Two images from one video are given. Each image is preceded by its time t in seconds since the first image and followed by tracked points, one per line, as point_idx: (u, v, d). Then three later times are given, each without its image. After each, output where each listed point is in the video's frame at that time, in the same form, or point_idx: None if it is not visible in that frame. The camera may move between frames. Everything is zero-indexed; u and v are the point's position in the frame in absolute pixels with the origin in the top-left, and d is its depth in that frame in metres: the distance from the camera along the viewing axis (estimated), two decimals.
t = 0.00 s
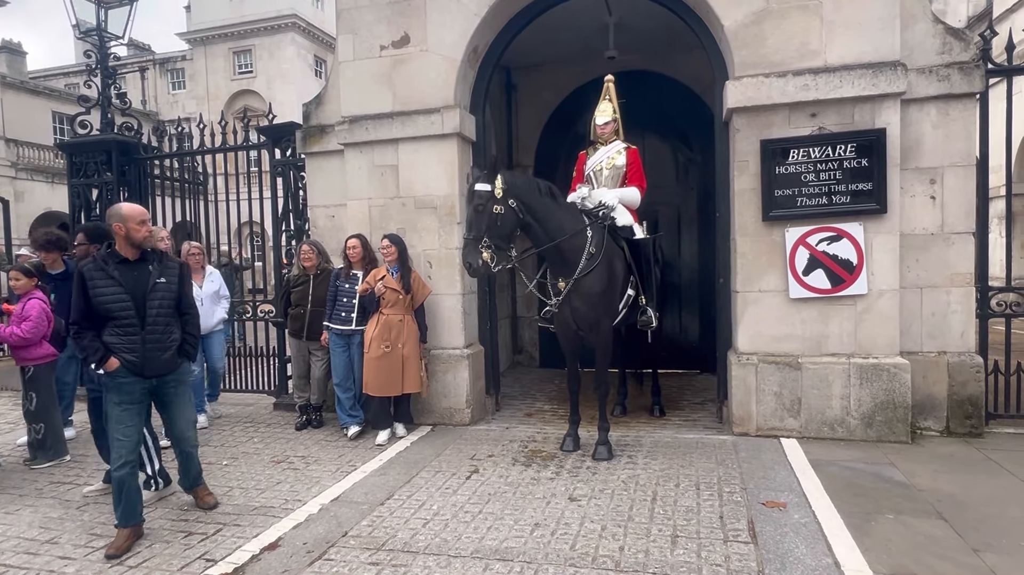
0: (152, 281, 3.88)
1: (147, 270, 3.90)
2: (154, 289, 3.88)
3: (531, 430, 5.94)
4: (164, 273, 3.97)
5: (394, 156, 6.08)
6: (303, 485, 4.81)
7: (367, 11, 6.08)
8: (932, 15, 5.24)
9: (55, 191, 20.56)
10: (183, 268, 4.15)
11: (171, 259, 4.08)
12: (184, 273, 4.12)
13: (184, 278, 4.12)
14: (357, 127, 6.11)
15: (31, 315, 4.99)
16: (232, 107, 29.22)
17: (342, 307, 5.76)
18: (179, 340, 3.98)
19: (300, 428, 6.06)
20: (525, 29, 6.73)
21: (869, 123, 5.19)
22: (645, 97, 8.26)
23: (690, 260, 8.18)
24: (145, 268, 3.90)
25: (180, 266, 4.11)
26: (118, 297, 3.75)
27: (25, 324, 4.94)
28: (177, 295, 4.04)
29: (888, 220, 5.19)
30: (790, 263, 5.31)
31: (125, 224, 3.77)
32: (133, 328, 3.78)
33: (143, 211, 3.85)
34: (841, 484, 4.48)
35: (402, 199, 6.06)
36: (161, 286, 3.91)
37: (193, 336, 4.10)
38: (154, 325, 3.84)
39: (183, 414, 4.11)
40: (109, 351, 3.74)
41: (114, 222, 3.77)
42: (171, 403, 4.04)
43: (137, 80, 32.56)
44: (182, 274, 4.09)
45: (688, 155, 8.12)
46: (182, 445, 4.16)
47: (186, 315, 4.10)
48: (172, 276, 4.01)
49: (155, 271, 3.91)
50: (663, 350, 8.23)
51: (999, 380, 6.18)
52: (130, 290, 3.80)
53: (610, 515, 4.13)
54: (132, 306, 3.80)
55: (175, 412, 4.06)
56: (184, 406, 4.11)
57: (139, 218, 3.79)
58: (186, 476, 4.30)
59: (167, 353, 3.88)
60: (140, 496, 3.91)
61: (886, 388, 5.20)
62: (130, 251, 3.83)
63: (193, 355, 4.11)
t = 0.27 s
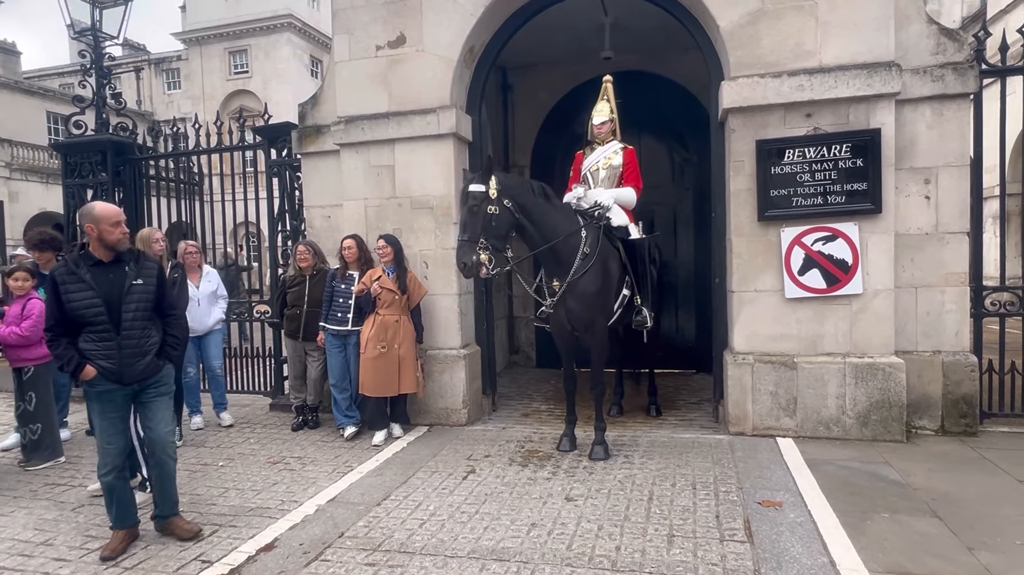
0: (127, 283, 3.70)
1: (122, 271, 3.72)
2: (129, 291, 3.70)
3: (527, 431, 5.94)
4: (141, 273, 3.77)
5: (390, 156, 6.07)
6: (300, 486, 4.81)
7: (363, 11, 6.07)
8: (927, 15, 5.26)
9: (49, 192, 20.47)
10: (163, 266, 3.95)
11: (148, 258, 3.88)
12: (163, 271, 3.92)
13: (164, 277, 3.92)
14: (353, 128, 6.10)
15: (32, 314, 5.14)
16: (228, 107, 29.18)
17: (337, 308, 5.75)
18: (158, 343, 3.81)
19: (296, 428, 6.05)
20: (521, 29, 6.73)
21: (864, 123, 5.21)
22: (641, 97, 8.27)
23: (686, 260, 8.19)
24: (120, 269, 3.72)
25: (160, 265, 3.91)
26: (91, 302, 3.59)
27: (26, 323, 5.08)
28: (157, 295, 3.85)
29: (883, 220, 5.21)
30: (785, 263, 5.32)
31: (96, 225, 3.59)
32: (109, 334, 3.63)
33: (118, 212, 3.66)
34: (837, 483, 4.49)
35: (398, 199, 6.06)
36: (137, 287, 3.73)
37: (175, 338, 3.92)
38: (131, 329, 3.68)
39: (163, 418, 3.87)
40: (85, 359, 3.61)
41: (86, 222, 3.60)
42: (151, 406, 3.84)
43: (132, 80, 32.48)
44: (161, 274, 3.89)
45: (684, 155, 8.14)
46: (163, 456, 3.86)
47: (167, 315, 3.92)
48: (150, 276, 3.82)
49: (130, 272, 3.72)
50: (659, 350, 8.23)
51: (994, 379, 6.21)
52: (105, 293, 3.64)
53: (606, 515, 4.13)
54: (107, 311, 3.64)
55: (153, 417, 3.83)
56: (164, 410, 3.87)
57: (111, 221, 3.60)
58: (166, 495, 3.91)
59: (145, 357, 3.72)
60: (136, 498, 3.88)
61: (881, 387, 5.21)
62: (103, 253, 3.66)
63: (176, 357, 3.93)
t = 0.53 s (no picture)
0: (109, 289, 3.51)
1: (106, 276, 3.54)
2: (111, 297, 3.51)
3: (522, 430, 5.94)
4: (125, 278, 3.57)
5: (385, 156, 6.07)
6: (295, 487, 4.80)
7: (357, 11, 6.07)
8: (919, 16, 5.30)
9: (42, 193, 20.34)
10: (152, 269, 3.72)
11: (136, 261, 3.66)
12: (151, 275, 3.69)
13: (151, 281, 3.69)
14: (348, 128, 6.09)
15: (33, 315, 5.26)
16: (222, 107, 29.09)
17: (332, 308, 5.74)
18: (142, 351, 3.61)
19: (291, 429, 6.04)
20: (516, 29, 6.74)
21: (857, 123, 5.24)
22: (636, 98, 8.29)
23: (680, 259, 8.21)
24: (103, 273, 3.53)
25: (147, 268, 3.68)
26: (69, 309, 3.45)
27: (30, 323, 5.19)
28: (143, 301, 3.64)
29: (876, 219, 5.24)
30: (779, 262, 5.34)
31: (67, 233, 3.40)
32: (87, 341, 3.48)
33: (94, 222, 3.43)
34: (830, 482, 4.51)
35: (393, 200, 6.05)
36: (119, 293, 3.53)
37: (162, 345, 3.71)
38: (109, 337, 3.50)
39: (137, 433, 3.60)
40: (64, 366, 3.50)
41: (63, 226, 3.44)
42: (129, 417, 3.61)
43: (125, 80, 32.34)
44: (148, 278, 3.67)
45: (679, 155, 8.16)
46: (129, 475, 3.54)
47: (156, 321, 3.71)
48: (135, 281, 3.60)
49: (113, 277, 3.53)
50: (653, 349, 8.25)
51: (986, 377, 6.24)
52: (85, 299, 3.48)
53: (601, 515, 4.14)
54: (85, 317, 3.49)
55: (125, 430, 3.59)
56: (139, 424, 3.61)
57: (77, 233, 3.37)
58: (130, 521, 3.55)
59: (124, 367, 3.53)
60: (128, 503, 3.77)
61: (874, 386, 5.24)
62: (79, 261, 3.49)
63: (162, 365, 3.72)
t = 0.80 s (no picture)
0: (90, 295, 3.32)
1: (92, 282, 3.36)
2: (91, 304, 3.31)
3: (517, 430, 5.95)
4: (111, 286, 3.36)
5: (379, 156, 6.06)
6: (288, 488, 4.78)
7: (350, 11, 6.05)
8: (909, 18, 5.33)
9: (32, 193, 20.17)
10: (145, 279, 3.49)
11: (130, 269, 3.45)
12: (142, 285, 3.46)
13: (141, 291, 3.45)
14: (341, 127, 6.08)
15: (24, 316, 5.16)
16: (214, 107, 28.98)
17: (326, 308, 5.72)
18: (119, 365, 3.36)
19: (284, 430, 6.03)
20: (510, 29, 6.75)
21: (849, 123, 5.27)
22: (629, 98, 8.31)
23: (674, 259, 8.23)
24: (89, 279, 3.36)
25: (138, 277, 3.45)
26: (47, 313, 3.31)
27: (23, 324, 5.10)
28: (129, 311, 3.41)
29: (868, 219, 5.27)
30: (772, 262, 5.37)
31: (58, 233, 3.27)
32: (59, 349, 3.29)
33: (85, 222, 3.26)
34: (823, 480, 4.54)
35: (386, 199, 6.04)
36: (101, 301, 3.33)
37: (145, 359, 3.45)
38: (82, 347, 3.29)
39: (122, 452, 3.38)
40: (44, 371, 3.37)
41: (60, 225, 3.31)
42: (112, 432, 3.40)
43: (117, 79, 32.16)
44: (136, 287, 3.43)
45: (672, 155, 8.18)
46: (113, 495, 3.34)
47: (145, 333, 3.47)
48: (122, 290, 3.39)
49: (97, 284, 3.33)
50: (647, 349, 8.27)
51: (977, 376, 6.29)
52: (66, 304, 3.32)
53: (595, 514, 4.15)
54: (63, 324, 3.32)
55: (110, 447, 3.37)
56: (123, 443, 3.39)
57: (65, 233, 3.21)
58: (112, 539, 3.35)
59: (94, 381, 3.29)
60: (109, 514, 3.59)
61: (866, 385, 5.27)
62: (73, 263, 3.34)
63: (141, 379, 3.44)
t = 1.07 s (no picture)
0: (82, 290, 3.26)
1: (86, 277, 3.31)
2: (82, 298, 3.26)
3: (510, 430, 5.95)
4: (105, 282, 3.31)
5: (371, 156, 6.04)
6: (280, 488, 4.76)
7: (342, 10, 6.03)
8: (899, 19, 5.37)
9: (20, 193, 19.96)
10: (142, 279, 3.44)
11: (128, 267, 3.41)
12: (137, 284, 3.41)
13: (135, 291, 3.41)
14: (333, 127, 6.05)
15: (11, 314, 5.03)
16: (205, 106, 28.81)
17: (318, 308, 5.71)
18: (104, 364, 3.29)
19: (277, 431, 6.01)
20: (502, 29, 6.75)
21: (839, 123, 5.30)
22: (622, 98, 8.33)
23: (666, 258, 8.26)
24: (83, 273, 3.32)
25: (134, 277, 3.41)
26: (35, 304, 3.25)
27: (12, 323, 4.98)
28: (122, 310, 3.36)
29: (858, 219, 5.30)
30: (763, 261, 5.39)
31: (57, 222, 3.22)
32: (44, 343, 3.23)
33: (87, 215, 3.22)
34: (814, 478, 4.57)
35: (378, 199, 6.03)
36: (92, 297, 3.27)
37: (133, 362, 3.39)
38: (67, 342, 3.22)
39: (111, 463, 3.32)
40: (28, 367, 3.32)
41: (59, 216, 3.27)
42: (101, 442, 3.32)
43: (106, 78, 31.92)
44: (131, 286, 3.38)
45: (664, 155, 8.20)
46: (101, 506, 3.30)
47: (137, 334, 3.41)
48: (116, 287, 3.34)
49: (90, 279, 3.28)
50: (640, 348, 8.29)
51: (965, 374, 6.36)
52: (55, 296, 3.27)
53: (588, 513, 4.16)
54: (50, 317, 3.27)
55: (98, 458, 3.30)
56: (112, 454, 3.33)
57: (65, 224, 3.17)
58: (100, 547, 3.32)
59: (76, 380, 3.22)
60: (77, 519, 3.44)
61: (857, 383, 5.31)
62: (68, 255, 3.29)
63: (129, 383, 3.38)
